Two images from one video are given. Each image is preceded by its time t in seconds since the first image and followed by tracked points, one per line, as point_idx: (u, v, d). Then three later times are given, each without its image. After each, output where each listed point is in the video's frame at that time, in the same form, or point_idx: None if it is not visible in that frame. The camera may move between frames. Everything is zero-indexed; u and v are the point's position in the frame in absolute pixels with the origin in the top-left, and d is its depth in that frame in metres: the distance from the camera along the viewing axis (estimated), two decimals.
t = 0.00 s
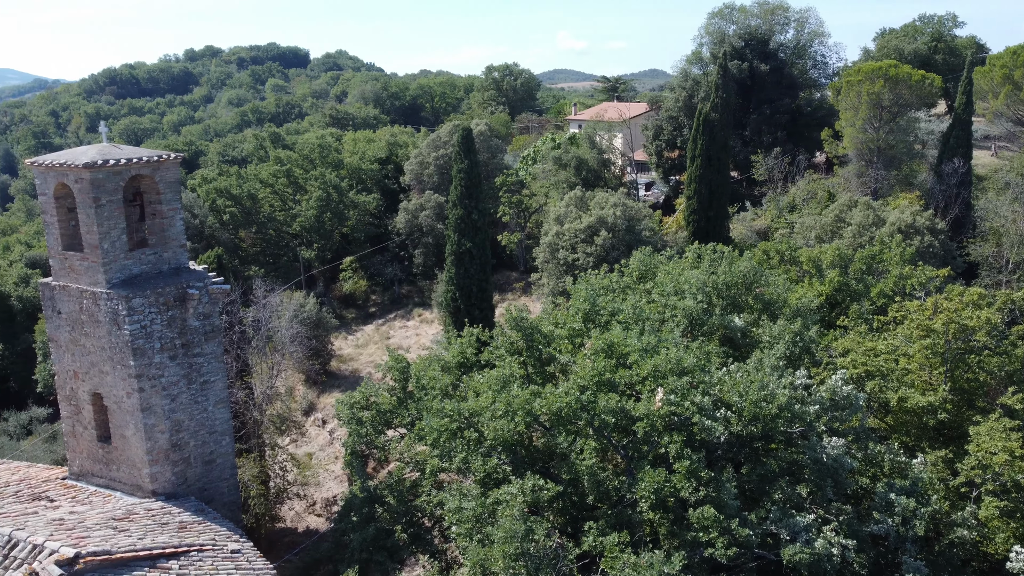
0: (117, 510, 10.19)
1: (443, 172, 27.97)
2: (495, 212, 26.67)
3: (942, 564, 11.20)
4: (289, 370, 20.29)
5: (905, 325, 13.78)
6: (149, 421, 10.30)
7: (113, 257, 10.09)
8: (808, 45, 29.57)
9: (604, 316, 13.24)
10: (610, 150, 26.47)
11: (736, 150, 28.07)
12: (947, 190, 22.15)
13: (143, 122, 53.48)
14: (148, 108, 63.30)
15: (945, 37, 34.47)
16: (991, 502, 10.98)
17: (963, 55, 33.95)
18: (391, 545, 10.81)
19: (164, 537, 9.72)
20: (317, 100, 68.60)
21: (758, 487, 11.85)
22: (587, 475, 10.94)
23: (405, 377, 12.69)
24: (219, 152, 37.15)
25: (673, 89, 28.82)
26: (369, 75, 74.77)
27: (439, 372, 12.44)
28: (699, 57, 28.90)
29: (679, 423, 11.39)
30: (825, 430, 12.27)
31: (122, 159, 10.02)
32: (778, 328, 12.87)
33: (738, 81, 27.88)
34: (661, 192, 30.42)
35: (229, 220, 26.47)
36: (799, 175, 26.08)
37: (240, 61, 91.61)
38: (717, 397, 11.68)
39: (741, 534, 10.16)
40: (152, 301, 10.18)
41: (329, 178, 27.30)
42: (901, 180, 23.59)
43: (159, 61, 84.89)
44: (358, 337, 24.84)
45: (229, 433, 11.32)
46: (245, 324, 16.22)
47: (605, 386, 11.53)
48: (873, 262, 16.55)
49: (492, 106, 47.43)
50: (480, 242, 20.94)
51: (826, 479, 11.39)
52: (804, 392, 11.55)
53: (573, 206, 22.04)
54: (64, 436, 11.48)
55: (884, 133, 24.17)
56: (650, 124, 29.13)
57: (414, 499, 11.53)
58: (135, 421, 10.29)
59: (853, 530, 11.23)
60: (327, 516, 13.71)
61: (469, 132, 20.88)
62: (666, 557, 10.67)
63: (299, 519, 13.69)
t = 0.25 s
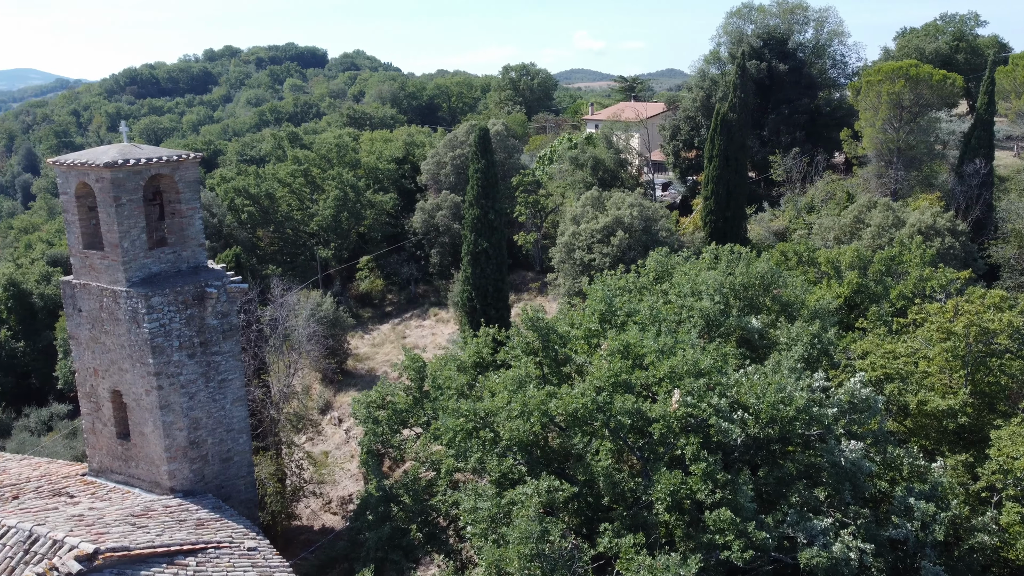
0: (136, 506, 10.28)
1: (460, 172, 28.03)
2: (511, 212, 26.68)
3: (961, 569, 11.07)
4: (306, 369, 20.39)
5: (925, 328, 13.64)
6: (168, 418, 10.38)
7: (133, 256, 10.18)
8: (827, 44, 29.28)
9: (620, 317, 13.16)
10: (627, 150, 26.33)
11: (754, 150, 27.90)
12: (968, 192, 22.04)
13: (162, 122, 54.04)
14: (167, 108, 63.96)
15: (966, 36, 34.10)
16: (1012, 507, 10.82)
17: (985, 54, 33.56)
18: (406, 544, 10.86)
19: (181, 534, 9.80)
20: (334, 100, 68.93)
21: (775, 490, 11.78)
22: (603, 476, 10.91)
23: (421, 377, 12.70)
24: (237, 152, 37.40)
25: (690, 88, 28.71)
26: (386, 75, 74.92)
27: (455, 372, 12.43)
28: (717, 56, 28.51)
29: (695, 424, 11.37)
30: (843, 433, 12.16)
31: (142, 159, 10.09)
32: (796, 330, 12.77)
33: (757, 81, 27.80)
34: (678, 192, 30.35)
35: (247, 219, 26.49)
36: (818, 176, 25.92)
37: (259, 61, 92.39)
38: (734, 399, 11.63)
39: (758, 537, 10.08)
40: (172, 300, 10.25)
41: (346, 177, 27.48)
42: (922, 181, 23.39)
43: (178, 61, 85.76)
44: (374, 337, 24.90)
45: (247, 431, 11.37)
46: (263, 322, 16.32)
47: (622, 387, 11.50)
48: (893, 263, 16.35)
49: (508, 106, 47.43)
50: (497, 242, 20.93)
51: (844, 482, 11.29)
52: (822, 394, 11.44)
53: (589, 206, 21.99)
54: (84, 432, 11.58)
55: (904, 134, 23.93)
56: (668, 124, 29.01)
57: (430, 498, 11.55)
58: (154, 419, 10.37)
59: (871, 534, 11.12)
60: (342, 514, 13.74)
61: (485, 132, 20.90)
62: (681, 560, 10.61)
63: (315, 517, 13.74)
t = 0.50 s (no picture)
0: (154, 503, 10.37)
1: (477, 172, 28.05)
2: (528, 212, 26.70)
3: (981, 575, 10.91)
4: (323, 368, 20.49)
5: (946, 330, 13.51)
6: (186, 416, 10.45)
7: (153, 255, 10.25)
8: (847, 44, 28.94)
9: (637, 318, 13.08)
10: (644, 150, 26.22)
11: (772, 151, 27.63)
12: (990, 193, 21.78)
13: (182, 121, 54.63)
14: (187, 108, 64.55)
15: (989, 35, 33.70)
16: None
17: (1009, 54, 33.08)
18: (421, 544, 10.88)
19: (199, 531, 9.87)
20: (352, 99, 69.14)
21: (792, 493, 11.71)
22: (618, 478, 10.87)
23: (437, 377, 12.70)
24: (256, 151, 37.67)
25: (708, 88, 28.57)
26: (403, 75, 75.02)
27: (470, 372, 12.41)
28: (735, 56, 28.46)
29: (711, 426, 11.33)
30: (862, 436, 12.04)
31: (162, 158, 10.15)
32: (814, 332, 12.67)
33: (775, 81, 27.81)
34: (695, 193, 30.22)
35: (265, 219, 26.50)
36: (837, 176, 25.73)
37: (277, 61, 93.08)
38: (751, 401, 11.57)
39: (775, 541, 9.99)
40: (190, 299, 10.32)
41: (364, 177, 27.64)
42: (943, 182, 23.19)
43: (198, 61, 86.59)
44: (390, 336, 24.95)
45: (264, 430, 11.43)
46: (280, 321, 16.41)
47: (638, 389, 11.45)
48: (913, 265, 16.17)
49: (525, 106, 47.40)
50: (513, 242, 20.90)
51: (863, 486, 11.18)
52: (841, 397, 11.31)
53: (606, 206, 21.88)
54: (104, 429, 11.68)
55: (924, 135, 23.69)
56: (685, 124, 28.89)
57: (445, 498, 11.56)
58: (172, 416, 10.44)
59: (889, 538, 11.01)
60: (358, 513, 13.77)
61: (503, 132, 20.91)
62: (697, 562, 10.55)
63: (331, 516, 13.78)
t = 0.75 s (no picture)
0: (172, 500, 10.44)
1: (493, 172, 28.05)
2: (545, 212, 26.73)
3: None
4: (339, 367, 20.58)
5: (967, 333, 13.42)
6: (203, 414, 10.52)
7: (171, 254, 10.32)
8: (866, 44, 28.82)
9: (653, 319, 13.03)
10: (661, 150, 26.11)
11: (791, 151, 27.47)
12: (1012, 193, 21.64)
13: (201, 121, 55.19)
14: (206, 107, 65.12)
15: (1012, 34, 33.29)
16: None
17: None
18: (436, 544, 10.89)
19: (216, 528, 9.94)
20: (370, 99, 69.34)
21: (809, 497, 11.61)
22: (634, 479, 10.83)
23: (452, 377, 12.70)
24: (274, 151, 37.93)
25: (726, 88, 28.42)
26: (420, 75, 75.09)
27: (486, 372, 12.39)
28: (753, 56, 28.22)
29: (728, 428, 11.27)
30: (880, 440, 11.92)
31: (181, 158, 10.21)
32: (832, 334, 12.56)
33: (794, 80, 27.62)
34: (713, 193, 30.10)
35: (283, 218, 26.78)
36: (856, 177, 25.51)
37: (295, 60, 93.69)
38: (768, 403, 11.49)
39: (792, 545, 9.91)
40: (208, 298, 10.37)
41: (381, 176, 27.76)
42: (964, 183, 23.02)
43: (217, 61, 87.38)
44: (406, 335, 25.00)
45: (280, 428, 11.49)
46: (297, 320, 16.51)
47: (654, 390, 11.41)
48: (933, 267, 16.05)
49: (542, 105, 47.36)
50: (530, 242, 20.88)
51: (881, 490, 11.07)
52: (860, 400, 11.18)
53: (623, 207, 21.78)
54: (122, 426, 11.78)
55: (944, 135, 23.27)
56: (703, 124, 28.76)
57: (460, 498, 11.57)
58: (190, 414, 10.51)
59: (908, 543, 10.89)
60: (373, 512, 13.80)
61: (520, 132, 20.93)
62: (713, 565, 10.48)
63: (347, 514, 13.83)
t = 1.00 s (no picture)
0: (189, 498, 10.52)
1: (510, 172, 28.05)
2: (561, 212, 26.71)
3: None
4: (355, 366, 20.66)
5: (988, 337, 13.33)
6: (221, 412, 10.58)
7: (190, 253, 10.39)
8: (888, 42, 28.43)
9: (670, 321, 13.00)
10: (678, 150, 26.00)
11: (809, 151, 27.31)
12: None
13: (220, 121, 55.74)
14: (225, 107, 65.63)
15: None
16: None
17: None
18: (451, 544, 10.89)
19: (232, 526, 10.00)
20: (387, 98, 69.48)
21: (827, 500, 11.49)
22: (650, 481, 10.78)
23: (468, 377, 12.70)
24: (292, 150, 38.17)
25: (744, 88, 28.27)
26: (437, 75, 75.14)
27: (501, 372, 12.38)
28: (772, 56, 27.99)
29: (745, 430, 11.19)
30: (899, 443, 11.78)
31: (199, 158, 10.27)
32: (851, 336, 12.45)
33: (813, 80, 27.40)
34: (730, 193, 29.98)
35: (301, 217, 26.96)
36: (875, 178, 25.29)
37: (313, 60, 94.24)
38: (786, 405, 11.40)
39: (809, 549, 9.81)
40: (226, 297, 10.43)
41: (398, 176, 27.86)
42: (986, 183, 22.77)
43: (236, 61, 88.13)
44: (422, 335, 25.05)
45: (296, 427, 11.53)
46: (314, 319, 16.59)
47: (670, 392, 11.37)
48: (954, 268, 15.87)
49: (559, 105, 47.28)
50: (546, 243, 20.83)
51: (900, 494, 10.94)
52: (879, 403, 11.06)
53: (639, 207, 21.73)
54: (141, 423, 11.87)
55: (966, 135, 23.13)
56: (720, 124, 28.62)
57: (475, 498, 11.57)
58: (207, 412, 10.57)
59: (927, 548, 10.76)
60: (389, 511, 13.82)
61: (536, 132, 20.92)
62: (729, 568, 10.41)
63: (362, 513, 13.86)
